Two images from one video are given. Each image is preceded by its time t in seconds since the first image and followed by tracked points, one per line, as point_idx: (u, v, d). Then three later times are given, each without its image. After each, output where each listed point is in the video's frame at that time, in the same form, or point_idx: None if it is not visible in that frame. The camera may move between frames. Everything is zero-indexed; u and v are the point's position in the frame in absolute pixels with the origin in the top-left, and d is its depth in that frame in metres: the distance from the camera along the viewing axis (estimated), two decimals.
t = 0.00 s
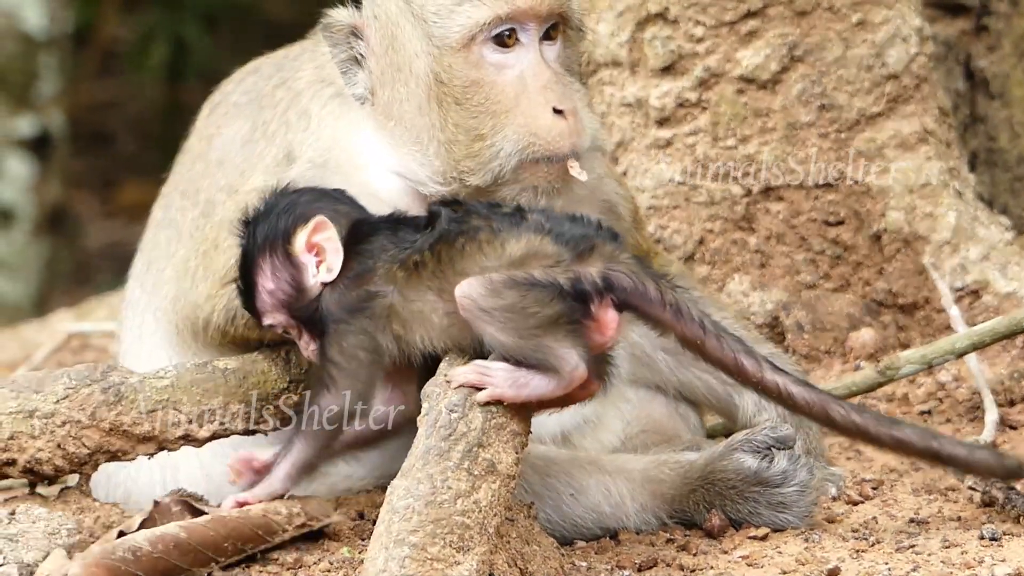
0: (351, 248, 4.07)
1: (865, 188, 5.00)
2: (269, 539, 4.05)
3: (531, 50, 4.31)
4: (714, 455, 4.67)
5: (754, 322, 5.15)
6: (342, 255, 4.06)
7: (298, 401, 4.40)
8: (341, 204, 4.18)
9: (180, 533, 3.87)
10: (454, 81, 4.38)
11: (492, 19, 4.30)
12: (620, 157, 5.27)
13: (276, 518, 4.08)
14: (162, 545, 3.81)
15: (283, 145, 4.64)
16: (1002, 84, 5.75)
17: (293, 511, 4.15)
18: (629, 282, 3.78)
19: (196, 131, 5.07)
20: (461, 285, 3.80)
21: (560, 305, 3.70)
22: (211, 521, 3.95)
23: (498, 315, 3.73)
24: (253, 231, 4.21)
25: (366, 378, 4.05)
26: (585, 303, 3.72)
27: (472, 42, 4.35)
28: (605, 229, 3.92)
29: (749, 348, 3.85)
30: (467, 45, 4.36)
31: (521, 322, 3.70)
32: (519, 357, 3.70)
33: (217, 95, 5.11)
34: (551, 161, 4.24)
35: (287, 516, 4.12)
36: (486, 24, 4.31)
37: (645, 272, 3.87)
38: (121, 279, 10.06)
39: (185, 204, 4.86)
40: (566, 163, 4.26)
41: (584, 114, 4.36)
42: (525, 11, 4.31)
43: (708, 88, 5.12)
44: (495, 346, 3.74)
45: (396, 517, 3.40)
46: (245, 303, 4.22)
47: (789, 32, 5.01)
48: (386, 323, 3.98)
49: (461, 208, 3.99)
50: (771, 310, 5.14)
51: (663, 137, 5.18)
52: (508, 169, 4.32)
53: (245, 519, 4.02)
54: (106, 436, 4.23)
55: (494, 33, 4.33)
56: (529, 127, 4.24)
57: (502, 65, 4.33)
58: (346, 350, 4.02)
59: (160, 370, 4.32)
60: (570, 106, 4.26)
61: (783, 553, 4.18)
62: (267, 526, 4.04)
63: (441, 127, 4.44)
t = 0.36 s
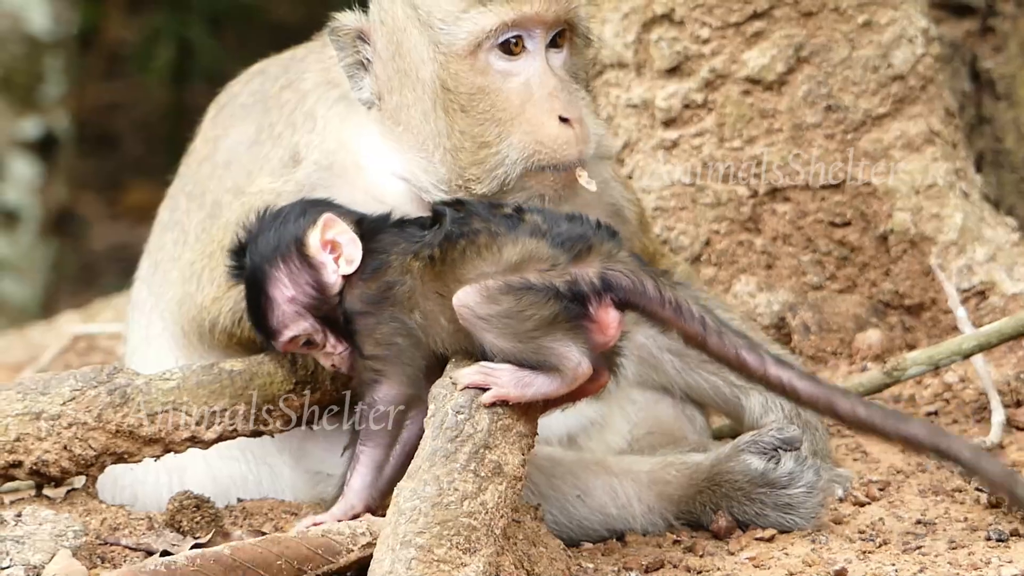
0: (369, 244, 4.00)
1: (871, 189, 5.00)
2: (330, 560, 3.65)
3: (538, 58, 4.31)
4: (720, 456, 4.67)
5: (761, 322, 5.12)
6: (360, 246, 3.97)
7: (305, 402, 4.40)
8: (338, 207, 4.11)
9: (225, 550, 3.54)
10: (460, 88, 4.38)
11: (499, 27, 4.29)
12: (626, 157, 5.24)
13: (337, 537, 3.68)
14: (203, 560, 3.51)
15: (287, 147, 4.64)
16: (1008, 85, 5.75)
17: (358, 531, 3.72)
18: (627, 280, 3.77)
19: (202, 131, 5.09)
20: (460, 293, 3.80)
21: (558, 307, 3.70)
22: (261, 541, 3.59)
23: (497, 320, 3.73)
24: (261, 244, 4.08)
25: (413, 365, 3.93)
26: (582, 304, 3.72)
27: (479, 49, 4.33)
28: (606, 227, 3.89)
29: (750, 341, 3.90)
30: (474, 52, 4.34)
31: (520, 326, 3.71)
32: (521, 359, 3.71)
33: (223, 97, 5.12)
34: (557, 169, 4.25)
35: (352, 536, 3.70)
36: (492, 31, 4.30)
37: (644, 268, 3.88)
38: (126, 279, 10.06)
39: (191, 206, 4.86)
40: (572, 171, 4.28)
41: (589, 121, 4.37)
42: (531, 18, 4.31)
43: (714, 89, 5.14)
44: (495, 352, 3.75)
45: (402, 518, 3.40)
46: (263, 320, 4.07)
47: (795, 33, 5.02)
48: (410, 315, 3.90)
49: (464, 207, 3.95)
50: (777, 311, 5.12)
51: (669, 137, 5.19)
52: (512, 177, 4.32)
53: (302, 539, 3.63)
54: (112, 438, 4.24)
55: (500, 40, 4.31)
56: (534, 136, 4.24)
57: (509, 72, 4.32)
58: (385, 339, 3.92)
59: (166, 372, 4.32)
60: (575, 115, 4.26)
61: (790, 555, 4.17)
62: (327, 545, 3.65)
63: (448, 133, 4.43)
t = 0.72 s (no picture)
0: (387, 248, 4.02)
1: (883, 189, 5.01)
2: (343, 550, 3.68)
3: (550, 60, 4.33)
4: (733, 456, 4.68)
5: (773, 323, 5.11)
6: (379, 251, 3.98)
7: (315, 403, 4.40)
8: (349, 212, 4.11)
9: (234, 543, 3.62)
10: (473, 90, 4.38)
11: (512, 29, 4.29)
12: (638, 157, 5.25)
13: (346, 527, 3.72)
14: (213, 553, 3.59)
15: (298, 148, 4.65)
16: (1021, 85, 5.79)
17: (368, 521, 3.76)
18: (632, 283, 3.79)
19: (213, 132, 5.10)
20: (461, 291, 3.83)
21: (558, 300, 3.73)
22: (270, 534, 3.65)
23: (499, 317, 3.76)
24: (273, 244, 4.06)
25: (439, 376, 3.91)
26: (584, 303, 3.74)
27: (491, 51, 4.34)
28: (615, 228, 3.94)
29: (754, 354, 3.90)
30: (486, 54, 4.35)
31: (521, 321, 3.73)
32: (521, 352, 3.72)
33: (235, 98, 5.13)
34: (567, 172, 4.26)
35: (361, 526, 3.74)
36: (506, 34, 4.30)
37: (653, 273, 3.90)
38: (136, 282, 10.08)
39: (203, 207, 4.87)
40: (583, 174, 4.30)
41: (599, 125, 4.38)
42: (545, 22, 4.31)
43: (725, 89, 5.14)
44: (497, 346, 3.77)
45: (415, 519, 3.40)
46: (276, 322, 4.07)
47: (807, 33, 5.03)
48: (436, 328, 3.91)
49: (476, 211, 4.00)
50: (789, 312, 5.12)
51: (680, 138, 5.20)
52: (523, 180, 4.33)
53: (310, 530, 3.69)
54: (125, 439, 4.23)
55: (513, 43, 4.32)
56: (546, 139, 4.25)
57: (521, 74, 4.33)
58: (412, 357, 3.92)
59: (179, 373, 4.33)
60: (587, 119, 4.27)
61: (803, 555, 4.17)
62: (336, 534, 3.69)
63: (459, 136, 4.43)
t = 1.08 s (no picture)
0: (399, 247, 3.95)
1: (896, 188, 5.02)
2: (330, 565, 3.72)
3: (564, 58, 4.36)
4: (745, 455, 4.65)
5: (785, 321, 5.13)
6: (389, 236, 3.94)
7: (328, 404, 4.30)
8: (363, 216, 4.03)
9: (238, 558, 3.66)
10: (486, 87, 4.41)
11: (525, 27, 4.32)
12: (650, 157, 5.27)
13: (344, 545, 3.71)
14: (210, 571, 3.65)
15: (311, 146, 4.64)
16: None
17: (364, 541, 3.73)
18: (659, 271, 3.78)
19: (226, 132, 5.09)
20: (496, 285, 3.75)
21: (594, 308, 3.68)
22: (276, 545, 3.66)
23: (531, 318, 3.69)
24: (281, 226, 3.96)
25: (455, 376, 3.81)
26: (617, 297, 3.69)
27: (505, 49, 4.37)
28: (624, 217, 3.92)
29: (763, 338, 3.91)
30: (500, 52, 4.38)
31: (554, 324, 3.67)
32: (548, 359, 3.67)
33: (247, 97, 5.13)
34: (581, 169, 4.28)
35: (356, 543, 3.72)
36: (519, 32, 4.34)
37: (677, 261, 3.86)
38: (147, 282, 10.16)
39: (216, 205, 4.88)
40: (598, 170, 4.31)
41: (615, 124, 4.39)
42: (559, 20, 4.35)
43: (738, 88, 5.16)
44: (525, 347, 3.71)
45: (427, 518, 3.41)
46: (282, 303, 3.95)
47: (819, 32, 5.05)
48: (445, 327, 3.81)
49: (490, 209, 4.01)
50: (802, 310, 5.13)
51: (693, 137, 5.22)
52: (538, 176, 4.34)
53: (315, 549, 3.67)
54: (138, 438, 4.22)
55: (527, 40, 4.35)
56: (560, 136, 4.28)
57: (535, 72, 4.36)
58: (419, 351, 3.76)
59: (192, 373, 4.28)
60: (601, 115, 4.30)
61: (816, 553, 4.16)
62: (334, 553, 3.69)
63: (474, 133, 4.45)
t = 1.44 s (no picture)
0: (417, 247, 3.87)
1: (909, 188, 5.03)
2: None
3: (579, 57, 4.32)
4: (760, 456, 4.66)
5: (799, 322, 5.13)
6: (409, 249, 3.80)
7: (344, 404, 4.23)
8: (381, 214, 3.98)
9: None
10: (502, 86, 4.38)
11: (541, 26, 4.30)
12: (665, 157, 5.30)
13: None
14: None
15: (328, 147, 4.65)
16: None
17: None
18: (671, 291, 3.80)
19: (241, 132, 5.10)
20: (509, 285, 3.76)
21: (601, 310, 3.69)
22: None
23: (539, 318, 3.71)
24: (302, 237, 3.90)
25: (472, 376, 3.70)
26: (626, 304, 3.72)
27: (521, 48, 4.34)
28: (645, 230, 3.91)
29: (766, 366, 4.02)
30: (516, 51, 4.35)
31: (561, 328, 3.68)
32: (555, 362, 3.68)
33: (262, 96, 5.14)
34: (599, 167, 4.23)
35: None
36: (535, 31, 4.31)
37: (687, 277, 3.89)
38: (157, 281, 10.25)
39: (230, 206, 4.88)
40: (615, 170, 4.25)
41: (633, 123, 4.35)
42: (575, 19, 4.32)
43: (752, 89, 5.18)
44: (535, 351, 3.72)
45: (442, 519, 3.40)
46: (299, 316, 3.91)
47: (833, 32, 5.06)
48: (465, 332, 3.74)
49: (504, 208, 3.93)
50: (816, 311, 5.12)
51: (707, 137, 5.25)
52: (554, 176, 4.29)
53: None
54: (152, 439, 4.19)
55: (542, 40, 4.32)
56: (575, 134, 4.23)
57: (551, 71, 4.32)
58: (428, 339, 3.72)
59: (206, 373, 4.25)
60: (616, 114, 4.25)
61: (831, 554, 4.13)
62: None
63: (489, 132, 4.43)
